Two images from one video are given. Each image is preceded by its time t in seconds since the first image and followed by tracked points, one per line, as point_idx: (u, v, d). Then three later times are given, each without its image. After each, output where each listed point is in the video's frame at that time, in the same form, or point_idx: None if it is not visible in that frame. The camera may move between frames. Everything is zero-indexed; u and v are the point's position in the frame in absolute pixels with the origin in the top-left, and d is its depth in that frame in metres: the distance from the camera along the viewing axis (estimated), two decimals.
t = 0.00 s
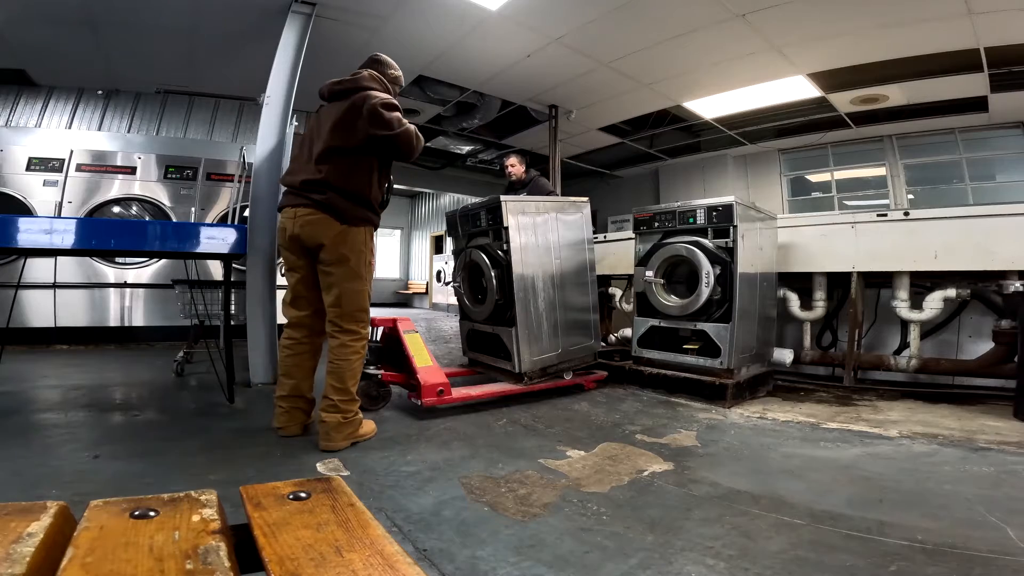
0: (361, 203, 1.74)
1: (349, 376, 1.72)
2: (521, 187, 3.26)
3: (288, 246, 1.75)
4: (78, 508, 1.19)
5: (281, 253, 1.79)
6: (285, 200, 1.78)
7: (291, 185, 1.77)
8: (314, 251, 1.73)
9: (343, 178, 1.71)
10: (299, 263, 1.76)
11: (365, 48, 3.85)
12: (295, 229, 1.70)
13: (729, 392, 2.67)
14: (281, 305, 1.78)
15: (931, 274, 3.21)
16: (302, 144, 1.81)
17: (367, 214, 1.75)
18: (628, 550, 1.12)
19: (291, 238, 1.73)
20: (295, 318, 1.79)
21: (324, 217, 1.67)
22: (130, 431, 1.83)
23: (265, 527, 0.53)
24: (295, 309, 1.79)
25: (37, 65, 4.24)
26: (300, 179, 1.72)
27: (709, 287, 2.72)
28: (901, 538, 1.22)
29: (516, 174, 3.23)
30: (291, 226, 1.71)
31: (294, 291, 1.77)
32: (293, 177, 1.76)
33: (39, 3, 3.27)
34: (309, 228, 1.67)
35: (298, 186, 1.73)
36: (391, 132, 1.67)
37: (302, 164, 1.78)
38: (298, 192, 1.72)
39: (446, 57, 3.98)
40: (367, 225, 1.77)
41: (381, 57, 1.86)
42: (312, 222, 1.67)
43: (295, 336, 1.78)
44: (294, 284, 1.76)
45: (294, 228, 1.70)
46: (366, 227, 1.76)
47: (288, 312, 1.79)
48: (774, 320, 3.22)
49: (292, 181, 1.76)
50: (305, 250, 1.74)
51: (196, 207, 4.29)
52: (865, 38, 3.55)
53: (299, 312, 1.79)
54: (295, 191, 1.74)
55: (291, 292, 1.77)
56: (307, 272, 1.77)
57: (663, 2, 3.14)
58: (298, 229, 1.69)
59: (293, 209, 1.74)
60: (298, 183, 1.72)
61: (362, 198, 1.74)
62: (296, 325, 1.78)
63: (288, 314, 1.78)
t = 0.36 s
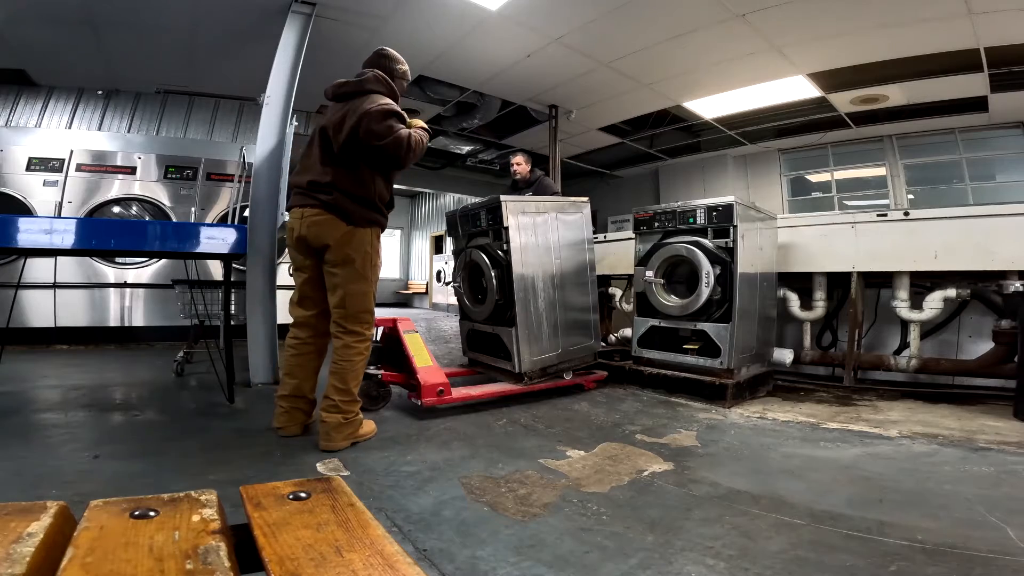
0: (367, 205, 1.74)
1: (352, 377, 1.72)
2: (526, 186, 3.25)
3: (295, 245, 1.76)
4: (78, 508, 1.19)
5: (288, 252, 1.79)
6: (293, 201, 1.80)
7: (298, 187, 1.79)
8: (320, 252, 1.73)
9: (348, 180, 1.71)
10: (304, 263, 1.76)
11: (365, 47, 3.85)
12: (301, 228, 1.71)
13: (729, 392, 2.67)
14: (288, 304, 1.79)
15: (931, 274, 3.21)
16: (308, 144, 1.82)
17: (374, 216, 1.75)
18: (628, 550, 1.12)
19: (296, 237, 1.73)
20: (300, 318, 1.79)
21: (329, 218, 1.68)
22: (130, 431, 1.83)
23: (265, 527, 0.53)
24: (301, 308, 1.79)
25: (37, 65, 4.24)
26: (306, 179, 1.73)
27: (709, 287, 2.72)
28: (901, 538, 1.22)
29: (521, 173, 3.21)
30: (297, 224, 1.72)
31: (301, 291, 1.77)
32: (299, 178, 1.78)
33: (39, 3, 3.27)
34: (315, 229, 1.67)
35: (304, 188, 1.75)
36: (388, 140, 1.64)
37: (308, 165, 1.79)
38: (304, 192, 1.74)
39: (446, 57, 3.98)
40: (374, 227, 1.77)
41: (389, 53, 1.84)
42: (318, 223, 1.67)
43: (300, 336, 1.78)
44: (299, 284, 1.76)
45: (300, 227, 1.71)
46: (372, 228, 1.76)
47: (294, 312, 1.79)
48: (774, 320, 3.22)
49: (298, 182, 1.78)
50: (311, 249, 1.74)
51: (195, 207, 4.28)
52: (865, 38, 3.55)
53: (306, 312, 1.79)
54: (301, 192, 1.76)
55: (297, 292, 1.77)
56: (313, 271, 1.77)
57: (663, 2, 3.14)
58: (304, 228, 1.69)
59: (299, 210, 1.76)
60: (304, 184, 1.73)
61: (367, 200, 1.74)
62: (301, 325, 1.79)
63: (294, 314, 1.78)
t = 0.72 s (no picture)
0: (376, 207, 1.77)
1: (356, 376, 1.73)
2: (534, 185, 3.26)
3: (291, 246, 1.71)
4: (78, 508, 1.19)
5: (281, 253, 1.75)
6: (289, 196, 1.73)
7: (297, 182, 1.73)
8: (321, 252, 1.71)
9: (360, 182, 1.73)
10: (302, 265, 1.73)
11: (365, 47, 3.85)
12: (301, 227, 1.67)
13: (729, 392, 2.67)
14: (282, 306, 1.75)
15: (931, 274, 3.21)
16: (310, 139, 1.78)
17: (382, 219, 1.78)
18: (629, 550, 1.12)
19: (293, 238, 1.70)
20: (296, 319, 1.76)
21: (339, 218, 1.67)
22: (129, 431, 1.83)
23: (265, 527, 0.53)
24: (297, 310, 1.76)
25: (37, 65, 4.24)
26: (312, 176, 1.69)
27: (709, 287, 2.72)
28: (901, 538, 1.22)
29: (529, 171, 3.20)
30: (295, 224, 1.68)
31: (298, 293, 1.75)
32: (301, 173, 1.73)
33: (39, 3, 3.27)
34: (321, 229, 1.65)
35: (308, 184, 1.70)
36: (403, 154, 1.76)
37: (311, 163, 1.76)
38: (307, 189, 1.69)
39: (447, 57, 3.98)
40: (378, 228, 1.79)
41: (386, 62, 1.87)
42: (325, 222, 1.65)
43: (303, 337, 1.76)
44: (296, 286, 1.73)
45: (301, 227, 1.67)
46: (378, 229, 1.78)
47: (289, 314, 1.76)
48: (774, 320, 3.21)
49: (299, 177, 1.73)
50: (310, 250, 1.71)
51: (196, 207, 4.28)
52: (865, 38, 3.54)
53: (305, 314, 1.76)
54: (303, 188, 1.70)
55: (294, 293, 1.74)
56: (311, 273, 1.74)
57: (664, 2, 3.15)
58: (307, 228, 1.66)
59: (298, 206, 1.70)
60: (310, 180, 1.69)
61: (377, 203, 1.76)
62: (299, 326, 1.76)
63: (290, 316, 1.75)
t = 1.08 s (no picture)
0: (394, 213, 1.77)
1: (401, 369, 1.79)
2: (542, 185, 3.25)
3: (309, 253, 1.70)
4: (79, 508, 1.19)
5: (296, 259, 1.72)
6: (306, 202, 1.70)
7: (314, 187, 1.71)
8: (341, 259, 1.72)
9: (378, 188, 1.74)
10: (318, 270, 1.71)
11: (365, 47, 3.85)
12: (322, 234, 1.67)
13: (729, 392, 2.66)
14: (295, 311, 1.73)
15: (931, 274, 3.21)
16: (325, 143, 1.76)
17: (400, 225, 1.80)
18: (628, 550, 1.12)
19: (314, 245, 1.69)
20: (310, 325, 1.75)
21: (360, 225, 1.67)
22: (129, 430, 1.83)
23: (264, 528, 0.53)
24: (311, 316, 1.75)
25: (37, 65, 4.24)
26: (330, 183, 1.68)
27: (709, 287, 2.72)
28: (901, 538, 1.22)
29: (535, 170, 3.20)
30: (316, 231, 1.67)
31: (311, 299, 1.73)
32: (317, 178, 1.71)
33: (39, 2, 3.27)
34: (345, 238, 1.66)
35: (327, 189, 1.68)
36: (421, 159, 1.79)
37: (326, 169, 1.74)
38: (327, 194, 1.68)
39: (447, 57, 3.98)
40: (396, 234, 1.80)
41: (396, 68, 1.88)
42: (347, 230, 1.65)
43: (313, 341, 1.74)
44: (313, 292, 1.72)
45: (322, 235, 1.67)
46: (396, 235, 1.80)
47: (302, 320, 1.74)
48: (774, 321, 3.21)
49: (316, 182, 1.71)
50: (329, 257, 1.71)
51: (195, 207, 4.28)
52: (865, 38, 3.55)
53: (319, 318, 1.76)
54: (322, 193, 1.68)
55: (308, 300, 1.72)
56: (326, 279, 1.73)
57: (664, 2, 3.15)
58: (330, 237, 1.66)
59: (316, 212, 1.68)
60: (330, 184, 1.68)
61: (395, 208, 1.77)
62: (310, 331, 1.74)
63: (304, 321, 1.73)
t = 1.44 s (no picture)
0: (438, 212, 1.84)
1: (414, 370, 1.78)
2: (543, 185, 3.25)
3: (357, 250, 1.64)
4: (79, 508, 1.19)
5: (337, 256, 1.63)
6: (360, 197, 1.62)
7: (366, 182, 1.63)
8: (383, 258, 1.70)
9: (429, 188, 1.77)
10: (361, 269, 1.66)
11: (365, 47, 3.85)
12: (380, 232, 1.63)
13: (729, 392, 2.66)
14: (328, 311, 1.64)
15: (931, 274, 3.21)
16: (369, 136, 1.68)
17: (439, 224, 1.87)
18: (629, 550, 1.12)
19: (364, 243, 1.63)
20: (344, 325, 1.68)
21: (417, 225, 1.71)
22: (130, 431, 1.83)
23: (264, 527, 0.53)
24: (340, 316, 1.67)
25: (37, 65, 4.24)
26: (390, 181, 1.64)
27: (709, 287, 2.72)
28: (901, 538, 1.22)
29: (535, 173, 3.21)
30: (373, 229, 1.62)
31: (347, 298, 1.66)
32: (372, 172, 1.63)
33: (39, 2, 3.27)
34: (401, 238, 1.67)
35: (385, 185, 1.64)
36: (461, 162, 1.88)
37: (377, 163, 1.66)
38: (386, 191, 1.64)
39: (447, 57, 3.98)
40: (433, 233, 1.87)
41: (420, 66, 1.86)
42: (406, 230, 1.68)
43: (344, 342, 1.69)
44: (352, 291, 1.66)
45: (380, 233, 1.64)
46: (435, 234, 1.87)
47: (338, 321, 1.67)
48: (774, 321, 3.21)
49: (370, 177, 1.64)
50: (374, 254, 1.68)
51: (195, 207, 4.29)
52: (866, 38, 3.55)
53: (347, 318, 1.69)
54: (381, 189, 1.63)
55: (345, 299, 1.65)
56: (366, 278, 1.68)
57: (664, 2, 3.15)
58: (387, 236, 1.65)
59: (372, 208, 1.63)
60: (391, 180, 1.64)
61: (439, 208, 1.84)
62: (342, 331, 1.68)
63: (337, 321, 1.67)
